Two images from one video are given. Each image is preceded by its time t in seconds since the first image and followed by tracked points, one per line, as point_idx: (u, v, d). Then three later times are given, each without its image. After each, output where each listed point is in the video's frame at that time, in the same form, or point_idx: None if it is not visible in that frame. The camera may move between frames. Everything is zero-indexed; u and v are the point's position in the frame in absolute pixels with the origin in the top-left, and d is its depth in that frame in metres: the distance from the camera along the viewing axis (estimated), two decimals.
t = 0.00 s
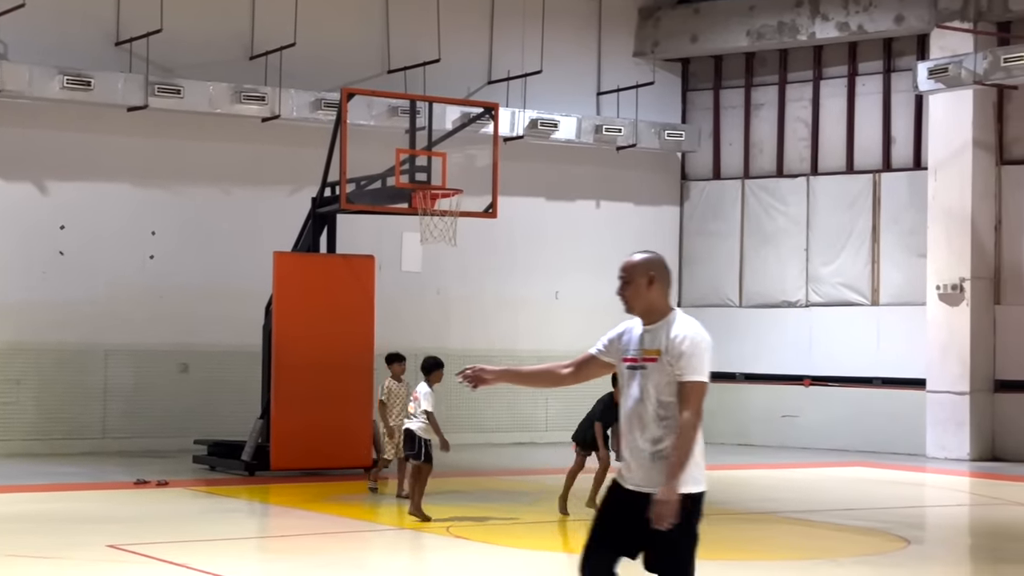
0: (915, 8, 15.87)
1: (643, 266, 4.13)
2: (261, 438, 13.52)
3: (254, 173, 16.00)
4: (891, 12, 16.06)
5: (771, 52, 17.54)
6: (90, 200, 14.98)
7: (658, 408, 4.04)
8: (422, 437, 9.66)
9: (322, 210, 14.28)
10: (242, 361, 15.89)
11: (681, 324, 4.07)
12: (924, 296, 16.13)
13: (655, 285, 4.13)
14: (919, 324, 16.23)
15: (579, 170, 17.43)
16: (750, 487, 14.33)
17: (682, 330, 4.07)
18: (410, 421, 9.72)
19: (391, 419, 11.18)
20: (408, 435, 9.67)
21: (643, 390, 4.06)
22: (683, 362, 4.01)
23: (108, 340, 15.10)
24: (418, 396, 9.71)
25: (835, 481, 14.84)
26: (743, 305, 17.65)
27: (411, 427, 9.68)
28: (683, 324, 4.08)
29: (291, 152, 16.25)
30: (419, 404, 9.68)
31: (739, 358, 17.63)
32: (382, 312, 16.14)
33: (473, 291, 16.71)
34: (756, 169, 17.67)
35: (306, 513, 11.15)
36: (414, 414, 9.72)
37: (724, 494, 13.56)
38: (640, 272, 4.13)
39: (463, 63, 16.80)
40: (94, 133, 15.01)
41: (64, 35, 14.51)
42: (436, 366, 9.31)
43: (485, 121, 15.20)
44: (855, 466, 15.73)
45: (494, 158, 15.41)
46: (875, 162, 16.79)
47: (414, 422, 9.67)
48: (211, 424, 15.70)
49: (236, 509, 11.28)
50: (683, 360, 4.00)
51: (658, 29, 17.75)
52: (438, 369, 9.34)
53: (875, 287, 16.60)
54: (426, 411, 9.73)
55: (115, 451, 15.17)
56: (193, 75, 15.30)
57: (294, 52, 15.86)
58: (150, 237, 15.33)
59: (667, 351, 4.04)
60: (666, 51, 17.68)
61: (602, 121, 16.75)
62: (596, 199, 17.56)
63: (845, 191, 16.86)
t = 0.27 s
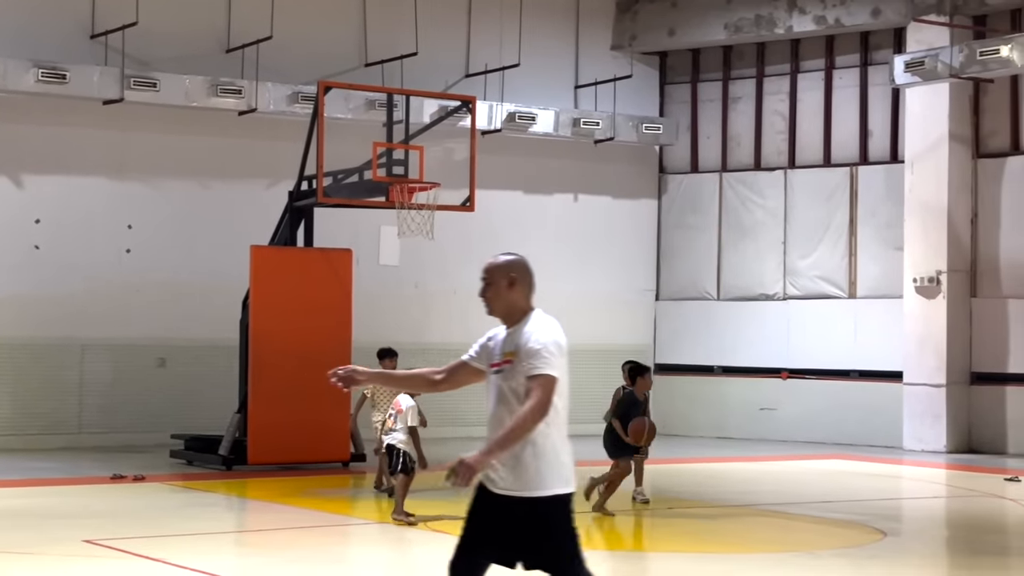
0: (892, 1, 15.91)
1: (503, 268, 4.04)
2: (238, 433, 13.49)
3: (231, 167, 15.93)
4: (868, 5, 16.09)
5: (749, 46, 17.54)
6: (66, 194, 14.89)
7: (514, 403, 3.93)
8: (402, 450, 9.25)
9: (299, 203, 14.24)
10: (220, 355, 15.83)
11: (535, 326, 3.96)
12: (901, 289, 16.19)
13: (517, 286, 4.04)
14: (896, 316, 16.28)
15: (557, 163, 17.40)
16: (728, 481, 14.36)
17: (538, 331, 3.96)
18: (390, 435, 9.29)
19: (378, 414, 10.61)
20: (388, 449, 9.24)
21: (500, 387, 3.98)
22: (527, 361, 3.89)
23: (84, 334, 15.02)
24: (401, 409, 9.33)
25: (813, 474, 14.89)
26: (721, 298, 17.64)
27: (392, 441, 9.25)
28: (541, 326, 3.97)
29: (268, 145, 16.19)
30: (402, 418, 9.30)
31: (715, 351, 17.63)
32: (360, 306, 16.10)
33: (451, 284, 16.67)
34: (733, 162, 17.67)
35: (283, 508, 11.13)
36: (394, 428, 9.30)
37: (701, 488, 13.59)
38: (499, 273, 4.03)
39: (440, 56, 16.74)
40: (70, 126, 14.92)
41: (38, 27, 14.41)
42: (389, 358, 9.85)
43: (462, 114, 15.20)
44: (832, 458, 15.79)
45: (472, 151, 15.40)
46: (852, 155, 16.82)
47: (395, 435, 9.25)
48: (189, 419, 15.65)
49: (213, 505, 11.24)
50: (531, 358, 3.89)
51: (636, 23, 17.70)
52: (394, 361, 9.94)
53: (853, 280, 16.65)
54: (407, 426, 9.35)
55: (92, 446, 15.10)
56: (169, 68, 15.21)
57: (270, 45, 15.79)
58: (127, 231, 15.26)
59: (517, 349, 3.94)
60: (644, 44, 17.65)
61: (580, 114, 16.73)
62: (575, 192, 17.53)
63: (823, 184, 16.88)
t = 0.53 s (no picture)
0: None
1: (371, 248, 4.09)
2: (222, 431, 13.48)
3: (215, 164, 15.90)
4: (852, 2, 16.13)
5: (733, 42, 17.55)
6: (48, 191, 14.85)
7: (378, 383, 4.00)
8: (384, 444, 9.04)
9: (283, 200, 14.23)
10: (204, 353, 15.81)
11: (400, 304, 4.01)
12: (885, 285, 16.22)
13: (384, 265, 4.08)
14: (880, 312, 16.31)
15: (542, 160, 17.40)
16: (712, 477, 14.38)
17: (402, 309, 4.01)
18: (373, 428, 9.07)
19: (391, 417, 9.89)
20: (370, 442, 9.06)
21: (365, 364, 4.06)
22: (396, 341, 3.93)
23: (68, 332, 14.99)
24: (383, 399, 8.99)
25: (797, 470, 14.92)
26: (705, 295, 17.64)
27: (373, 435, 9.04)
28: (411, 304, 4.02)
29: (252, 142, 16.16)
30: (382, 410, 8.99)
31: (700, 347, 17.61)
32: (345, 303, 16.09)
33: (436, 281, 16.66)
34: (718, 159, 17.68)
35: (268, 505, 11.12)
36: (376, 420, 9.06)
37: (685, 484, 13.61)
38: (366, 253, 4.08)
39: (424, 53, 16.72)
40: (53, 123, 14.89)
41: (20, 23, 14.36)
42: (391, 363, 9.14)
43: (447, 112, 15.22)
44: (816, 454, 15.81)
45: (456, 148, 15.42)
46: (836, 151, 16.85)
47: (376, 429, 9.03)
48: (173, 416, 15.62)
49: (197, 502, 11.22)
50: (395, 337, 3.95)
51: (620, 19, 17.72)
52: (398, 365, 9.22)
53: (837, 276, 16.68)
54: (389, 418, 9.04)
55: (75, 443, 15.07)
56: (153, 65, 15.18)
57: (254, 42, 15.76)
58: (110, 228, 15.23)
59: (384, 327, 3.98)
60: (628, 40, 17.65)
61: (565, 111, 16.73)
62: (560, 188, 17.52)
63: (807, 180, 16.90)
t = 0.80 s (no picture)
0: None
1: (236, 257, 3.86)
2: (203, 430, 13.46)
3: (195, 162, 15.87)
4: (831, 1, 16.18)
5: (713, 41, 17.58)
6: (27, 190, 14.79)
7: (235, 397, 3.66)
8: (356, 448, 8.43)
9: (264, 199, 14.20)
10: (185, 352, 15.77)
11: (260, 316, 3.67)
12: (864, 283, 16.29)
13: (248, 277, 3.84)
14: (860, 310, 16.38)
15: (523, 158, 17.40)
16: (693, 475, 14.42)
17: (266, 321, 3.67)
18: (341, 431, 8.44)
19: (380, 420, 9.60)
20: (340, 446, 8.44)
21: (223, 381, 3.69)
22: (256, 357, 3.58)
23: (47, 331, 14.94)
24: (348, 400, 8.33)
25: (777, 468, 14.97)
26: (686, 293, 17.67)
27: (342, 440, 8.43)
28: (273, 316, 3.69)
29: (232, 140, 16.13)
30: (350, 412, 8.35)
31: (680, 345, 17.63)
32: (326, 302, 16.08)
33: (417, 279, 16.66)
34: (698, 157, 17.71)
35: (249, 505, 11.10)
36: (344, 423, 8.41)
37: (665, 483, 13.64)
38: (231, 262, 3.85)
39: (405, 51, 16.70)
40: (31, 122, 14.83)
41: None
42: (357, 364, 8.48)
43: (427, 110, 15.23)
44: (796, 452, 15.87)
45: (437, 146, 15.42)
46: (816, 150, 16.90)
47: (346, 433, 8.41)
48: (153, 415, 15.59)
49: (178, 502, 11.20)
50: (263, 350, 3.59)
51: (600, 18, 17.74)
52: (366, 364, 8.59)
53: (817, 274, 16.74)
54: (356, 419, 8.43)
55: (54, 443, 15.02)
56: (132, 63, 15.13)
57: (234, 40, 15.72)
58: (90, 227, 15.18)
59: (242, 342, 3.62)
60: (609, 39, 17.67)
61: (546, 109, 16.73)
62: (541, 187, 17.53)
63: (787, 178, 16.94)
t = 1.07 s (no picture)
0: None
1: (100, 245, 3.88)
2: (181, 431, 13.43)
3: (173, 163, 15.84)
4: (807, 2, 16.24)
5: (690, 41, 17.62)
6: (3, 190, 14.74)
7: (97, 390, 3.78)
8: (320, 449, 8.38)
9: (242, 199, 14.18)
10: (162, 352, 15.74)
11: (122, 303, 3.79)
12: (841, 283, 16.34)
13: (110, 264, 3.87)
14: (838, 310, 16.43)
15: (502, 159, 17.41)
16: (670, 475, 14.44)
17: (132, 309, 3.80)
18: (305, 432, 8.40)
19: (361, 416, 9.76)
20: (304, 447, 8.37)
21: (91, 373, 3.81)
22: (108, 340, 3.71)
23: (24, 332, 14.89)
24: (315, 400, 8.37)
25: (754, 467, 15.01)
26: (664, 293, 17.70)
27: (307, 441, 8.37)
28: (135, 307, 3.79)
29: (210, 140, 16.10)
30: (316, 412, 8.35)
31: (658, 345, 17.67)
32: (304, 303, 16.06)
33: (396, 280, 16.65)
34: (676, 158, 17.73)
35: (226, 505, 11.09)
36: (309, 425, 8.38)
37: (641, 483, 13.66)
38: (92, 250, 3.87)
39: (382, 52, 16.70)
40: (7, 122, 14.77)
41: None
42: (323, 366, 8.64)
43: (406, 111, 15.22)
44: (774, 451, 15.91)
45: (416, 147, 15.42)
46: (793, 150, 16.95)
47: (310, 434, 8.36)
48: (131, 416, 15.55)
49: (154, 502, 11.18)
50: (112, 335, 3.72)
51: (579, 19, 17.77)
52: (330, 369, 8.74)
53: (795, 275, 16.79)
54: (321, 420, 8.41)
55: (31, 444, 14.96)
56: (109, 63, 15.09)
57: (211, 40, 15.69)
58: (67, 228, 15.13)
59: (100, 329, 3.75)
60: (587, 40, 17.70)
61: (524, 110, 16.74)
62: (519, 188, 17.54)
63: (765, 178, 16.98)
